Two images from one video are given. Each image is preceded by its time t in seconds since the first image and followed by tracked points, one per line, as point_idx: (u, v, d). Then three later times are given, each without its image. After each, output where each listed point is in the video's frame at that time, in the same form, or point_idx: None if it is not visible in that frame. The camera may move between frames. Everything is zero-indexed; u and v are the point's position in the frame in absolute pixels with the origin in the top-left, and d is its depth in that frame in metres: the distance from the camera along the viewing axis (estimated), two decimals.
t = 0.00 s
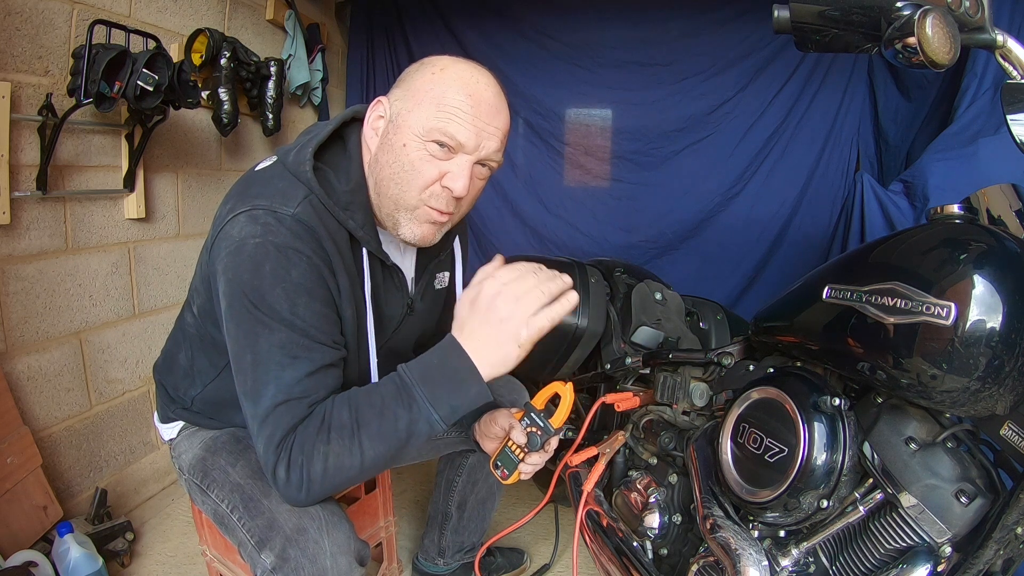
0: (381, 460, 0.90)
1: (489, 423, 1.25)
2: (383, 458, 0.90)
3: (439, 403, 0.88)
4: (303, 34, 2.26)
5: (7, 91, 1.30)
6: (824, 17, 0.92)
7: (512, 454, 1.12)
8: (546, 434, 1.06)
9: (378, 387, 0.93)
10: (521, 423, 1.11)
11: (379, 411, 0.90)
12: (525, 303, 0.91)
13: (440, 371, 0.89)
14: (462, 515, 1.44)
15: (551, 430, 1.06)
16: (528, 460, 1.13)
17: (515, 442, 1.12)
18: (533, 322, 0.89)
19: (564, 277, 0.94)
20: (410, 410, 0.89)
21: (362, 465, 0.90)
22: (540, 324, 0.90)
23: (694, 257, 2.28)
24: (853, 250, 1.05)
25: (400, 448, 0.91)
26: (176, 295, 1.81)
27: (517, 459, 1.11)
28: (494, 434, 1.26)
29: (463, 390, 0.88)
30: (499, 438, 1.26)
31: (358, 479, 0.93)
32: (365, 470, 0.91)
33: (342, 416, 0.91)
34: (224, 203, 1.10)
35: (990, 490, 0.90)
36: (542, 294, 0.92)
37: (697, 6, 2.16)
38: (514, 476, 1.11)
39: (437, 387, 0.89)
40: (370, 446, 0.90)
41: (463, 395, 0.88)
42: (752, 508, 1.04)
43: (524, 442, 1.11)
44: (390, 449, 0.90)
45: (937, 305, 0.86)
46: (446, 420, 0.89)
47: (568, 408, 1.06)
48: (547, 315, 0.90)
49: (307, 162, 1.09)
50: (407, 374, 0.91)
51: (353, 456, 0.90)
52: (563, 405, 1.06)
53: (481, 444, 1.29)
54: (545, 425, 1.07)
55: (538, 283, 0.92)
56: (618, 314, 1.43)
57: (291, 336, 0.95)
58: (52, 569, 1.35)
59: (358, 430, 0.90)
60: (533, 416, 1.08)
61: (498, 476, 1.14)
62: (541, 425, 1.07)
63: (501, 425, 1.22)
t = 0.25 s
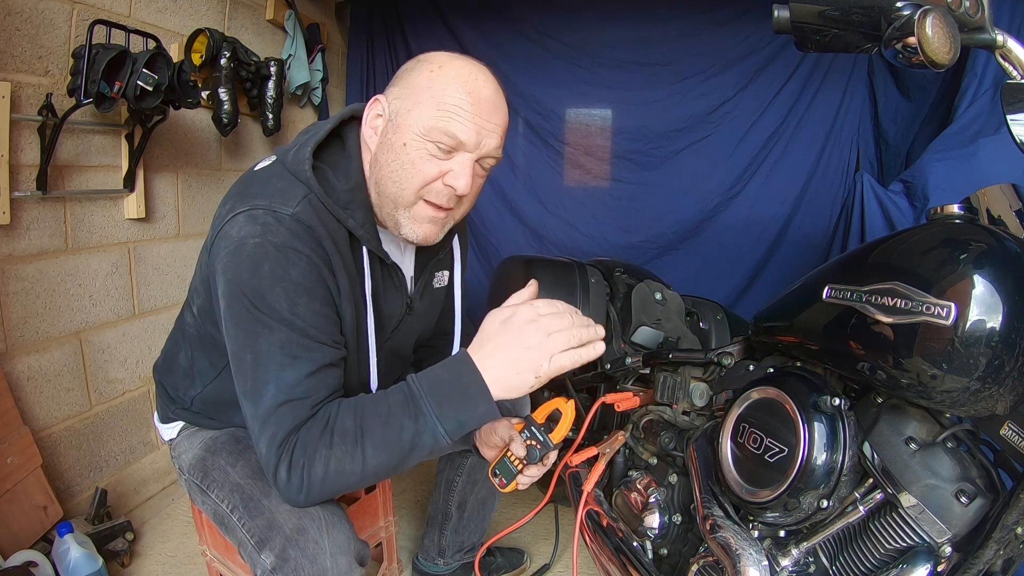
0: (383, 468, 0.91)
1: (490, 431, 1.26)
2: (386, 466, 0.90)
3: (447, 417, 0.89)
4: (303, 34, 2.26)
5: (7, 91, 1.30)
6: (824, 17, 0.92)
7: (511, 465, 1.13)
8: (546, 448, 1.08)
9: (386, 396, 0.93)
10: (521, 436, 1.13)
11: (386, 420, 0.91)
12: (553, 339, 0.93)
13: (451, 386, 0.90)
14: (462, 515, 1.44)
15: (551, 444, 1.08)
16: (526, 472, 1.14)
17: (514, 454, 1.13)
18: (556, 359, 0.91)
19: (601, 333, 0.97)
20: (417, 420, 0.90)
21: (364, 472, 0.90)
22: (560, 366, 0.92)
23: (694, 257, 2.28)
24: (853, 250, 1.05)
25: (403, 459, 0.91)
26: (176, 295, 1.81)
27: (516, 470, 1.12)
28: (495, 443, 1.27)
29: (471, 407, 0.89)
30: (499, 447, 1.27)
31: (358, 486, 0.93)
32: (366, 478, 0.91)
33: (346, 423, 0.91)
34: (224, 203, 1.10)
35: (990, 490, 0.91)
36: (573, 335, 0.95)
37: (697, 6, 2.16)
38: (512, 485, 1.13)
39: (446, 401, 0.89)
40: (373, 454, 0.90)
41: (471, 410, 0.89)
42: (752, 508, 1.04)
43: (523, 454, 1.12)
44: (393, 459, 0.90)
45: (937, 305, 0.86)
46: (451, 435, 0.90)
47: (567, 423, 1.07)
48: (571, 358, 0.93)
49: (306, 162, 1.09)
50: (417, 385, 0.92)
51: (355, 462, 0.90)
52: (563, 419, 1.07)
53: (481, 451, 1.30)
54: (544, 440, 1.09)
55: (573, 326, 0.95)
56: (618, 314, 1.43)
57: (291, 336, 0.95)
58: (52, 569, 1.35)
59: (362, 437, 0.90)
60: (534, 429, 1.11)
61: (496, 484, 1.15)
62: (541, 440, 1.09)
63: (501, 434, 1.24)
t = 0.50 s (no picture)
0: (375, 447, 0.92)
1: (489, 432, 1.25)
2: (378, 446, 0.91)
3: (429, 386, 0.91)
4: (303, 34, 2.26)
5: (7, 91, 1.30)
6: (824, 17, 0.92)
7: (509, 465, 1.13)
8: (544, 451, 1.09)
9: (366, 376, 0.93)
10: (520, 437, 1.13)
11: (371, 400, 0.91)
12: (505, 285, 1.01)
13: (425, 355, 0.92)
14: (462, 516, 1.44)
15: (549, 448, 1.09)
16: (523, 474, 1.13)
17: (511, 455, 1.13)
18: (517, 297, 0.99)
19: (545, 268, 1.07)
20: (399, 394, 0.91)
21: (359, 456, 0.91)
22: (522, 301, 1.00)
23: (695, 257, 2.28)
24: (854, 250, 1.05)
25: (394, 436, 0.92)
26: (176, 295, 1.81)
27: (513, 471, 1.11)
28: (494, 444, 1.25)
29: (448, 370, 0.92)
30: (497, 448, 1.25)
31: (355, 472, 0.94)
32: (360, 460, 0.92)
33: (336, 410, 0.91)
34: (223, 203, 1.10)
35: (990, 490, 0.90)
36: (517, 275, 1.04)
37: (696, 6, 2.16)
38: (508, 487, 1.13)
39: (425, 371, 0.91)
40: (364, 436, 0.90)
41: (450, 373, 0.92)
42: (752, 508, 1.04)
43: (522, 455, 1.12)
44: (383, 437, 0.91)
45: (937, 305, 0.86)
46: (438, 401, 0.92)
47: (568, 426, 1.09)
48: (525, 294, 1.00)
49: (304, 162, 1.09)
50: (394, 360, 0.93)
51: (349, 450, 0.90)
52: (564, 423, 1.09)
53: (480, 452, 1.28)
54: (542, 442, 1.10)
55: (512, 269, 1.05)
56: (618, 314, 1.43)
57: (290, 336, 0.95)
58: (52, 569, 1.35)
59: (353, 424, 0.91)
60: (533, 431, 1.11)
61: (492, 485, 1.15)
62: (540, 442, 1.10)
63: (501, 436, 1.22)
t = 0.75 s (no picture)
0: (385, 478, 0.90)
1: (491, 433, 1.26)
2: (388, 475, 0.90)
3: (453, 432, 0.89)
4: (303, 34, 2.26)
5: (7, 91, 1.30)
6: (824, 17, 0.92)
7: (508, 468, 1.15)
8: (543, 454, 1.08)
9: (394, 407, 0.94)
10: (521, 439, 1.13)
11: (391, 429, 0.91)
12: (566, 367, 0.92)
13: (462, 400, 0.90)
14: (462, 516, 1.44)
15: (548, 451, 1.08)
16: (522, 476, 1.15)
17: (511, 457, 1.15)
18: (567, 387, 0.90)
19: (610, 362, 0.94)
20: (422, 432, 0.90)
21: (366, 480, 0.90)
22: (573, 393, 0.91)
23: (694, 257, 2.28)
24: (854, 250, 1.05)
25: (406, 470, 0.91)
26: (176, 295, 1.81)
27: (512, 473, 1.14)
28: (494, 446, 1.27)
29: (478, 425, 0.89)
30: (499, 450, 1.27)
31: (359, 494, 0.93)
32: (367, 485, 0.91)
33: (352, 430, 0.92)
34: (223, 203, 1.10)
35: (990, 490, 0.91)
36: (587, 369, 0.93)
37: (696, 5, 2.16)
38: (506, 489, 1.15)
39: (455, 416, 0.90)
40: (376, 463, 0.90)
41: (477, 428, 0.89)
42: (752, 508, 1.04)
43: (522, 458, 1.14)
44: (396, 468, 0.90)
45: (937, 305, 0.86)
46: (456, 451, 0.90)
47: (567, 433, 1.07)
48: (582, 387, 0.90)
49: (305, 162, 1.09)
50: (426, 397, 0.93)
51: (357, 470, 0.90)
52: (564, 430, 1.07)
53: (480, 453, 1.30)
54: (542, 445, 1.09)
55: (583, 357, 0.94)
56: (618, 314, 1.43)
57: (290, 336, 0.95)
58: (52, 569, 1.35)
59: (367, 445, 0.91)
60: (534, 434, 1.11)
61: (491, 486, 1.17)
62: (540, 445, 1.09)
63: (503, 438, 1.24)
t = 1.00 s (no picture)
0: (384, 480, 0.90)
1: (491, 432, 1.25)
2: (386, 478, 0.90)
3: (452, 437, 0.89)
4: (303, 34, 2.26)
5: (7, 91, 1.30)
6: (824, 17, 0.92)
7: (508, 467, 1.15)
8: (543, 455, 1.09)
9: (394, 410, 0.93)
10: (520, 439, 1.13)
11: (391, 432, 0.91)
12: (573, 386, 0.92)
13: (461, 404, 0.90)
14: (462, 516, 1.44)
15: (548, 451, 1.08)
16: (522, 477, 1.15)
17: (511, 457, 1.15)
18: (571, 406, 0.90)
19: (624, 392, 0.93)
20: (422, 435, 0.90)
21: (365, 480, 0.90)
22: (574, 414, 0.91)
23: (694, 257, 2.28)
24: (854, 250, 1.05)
25: (405, 473, 0.90)
26: (176, 295, 1.81)
27: (512, 473, 1.13)
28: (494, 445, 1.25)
29: (478, 429, 0.89)
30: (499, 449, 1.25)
31: (358, 495, 0.92)
32: (366, 486, 0.90)
33: (351, 432, 0.91)
34: (223, 203, 1.10)
35: (990, 490, 0.91)
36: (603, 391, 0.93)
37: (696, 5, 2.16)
38: (506, 489, 1.15)
39: (455, 421, 0.89)
40: (375, 464, 0.89)
41: (477, 433, 0.89)
42: (752, 508, 1.04)
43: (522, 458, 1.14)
44: (395, 471, 0.89)
45: (937, 305, 0.86)
46: (456, 455, 0.89)
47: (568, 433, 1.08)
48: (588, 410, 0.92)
49: (305, 163, 1.09)
50: (427, 402, 0.92)
51: (356, 471, 0.89)
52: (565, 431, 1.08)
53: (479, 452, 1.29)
54: (542, 445, 1.09)
55: (594, 380, 0.94)
56: (618, 314, 1.43)
57: (290, 336, 0.95)
58: (52, 569, 1.35)
59: (366, 447, 0.90)
60: (534, 435, 1.10)
61: (490, 485, 1.17)
62: (540, 445, 1.09)
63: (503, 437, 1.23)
